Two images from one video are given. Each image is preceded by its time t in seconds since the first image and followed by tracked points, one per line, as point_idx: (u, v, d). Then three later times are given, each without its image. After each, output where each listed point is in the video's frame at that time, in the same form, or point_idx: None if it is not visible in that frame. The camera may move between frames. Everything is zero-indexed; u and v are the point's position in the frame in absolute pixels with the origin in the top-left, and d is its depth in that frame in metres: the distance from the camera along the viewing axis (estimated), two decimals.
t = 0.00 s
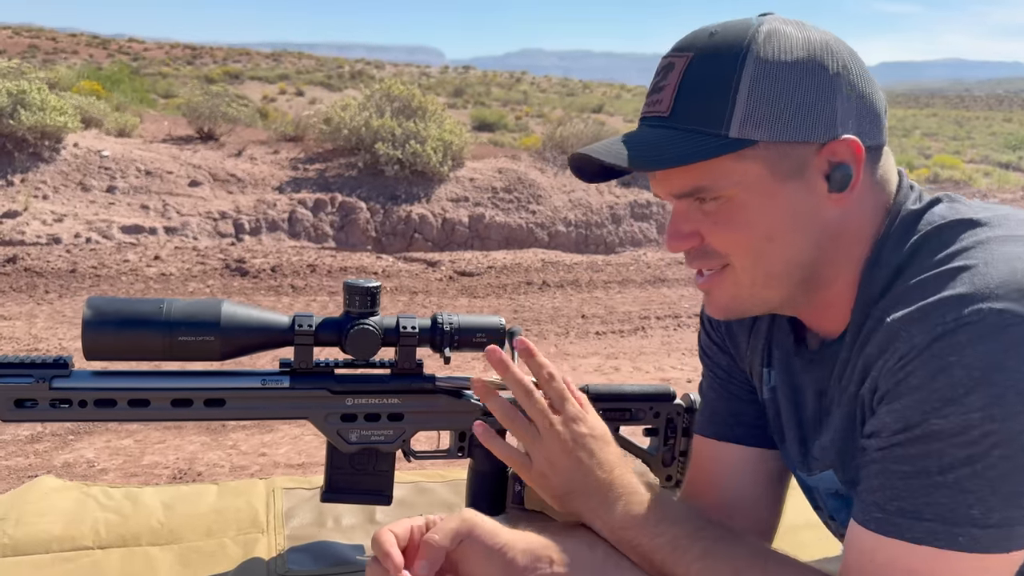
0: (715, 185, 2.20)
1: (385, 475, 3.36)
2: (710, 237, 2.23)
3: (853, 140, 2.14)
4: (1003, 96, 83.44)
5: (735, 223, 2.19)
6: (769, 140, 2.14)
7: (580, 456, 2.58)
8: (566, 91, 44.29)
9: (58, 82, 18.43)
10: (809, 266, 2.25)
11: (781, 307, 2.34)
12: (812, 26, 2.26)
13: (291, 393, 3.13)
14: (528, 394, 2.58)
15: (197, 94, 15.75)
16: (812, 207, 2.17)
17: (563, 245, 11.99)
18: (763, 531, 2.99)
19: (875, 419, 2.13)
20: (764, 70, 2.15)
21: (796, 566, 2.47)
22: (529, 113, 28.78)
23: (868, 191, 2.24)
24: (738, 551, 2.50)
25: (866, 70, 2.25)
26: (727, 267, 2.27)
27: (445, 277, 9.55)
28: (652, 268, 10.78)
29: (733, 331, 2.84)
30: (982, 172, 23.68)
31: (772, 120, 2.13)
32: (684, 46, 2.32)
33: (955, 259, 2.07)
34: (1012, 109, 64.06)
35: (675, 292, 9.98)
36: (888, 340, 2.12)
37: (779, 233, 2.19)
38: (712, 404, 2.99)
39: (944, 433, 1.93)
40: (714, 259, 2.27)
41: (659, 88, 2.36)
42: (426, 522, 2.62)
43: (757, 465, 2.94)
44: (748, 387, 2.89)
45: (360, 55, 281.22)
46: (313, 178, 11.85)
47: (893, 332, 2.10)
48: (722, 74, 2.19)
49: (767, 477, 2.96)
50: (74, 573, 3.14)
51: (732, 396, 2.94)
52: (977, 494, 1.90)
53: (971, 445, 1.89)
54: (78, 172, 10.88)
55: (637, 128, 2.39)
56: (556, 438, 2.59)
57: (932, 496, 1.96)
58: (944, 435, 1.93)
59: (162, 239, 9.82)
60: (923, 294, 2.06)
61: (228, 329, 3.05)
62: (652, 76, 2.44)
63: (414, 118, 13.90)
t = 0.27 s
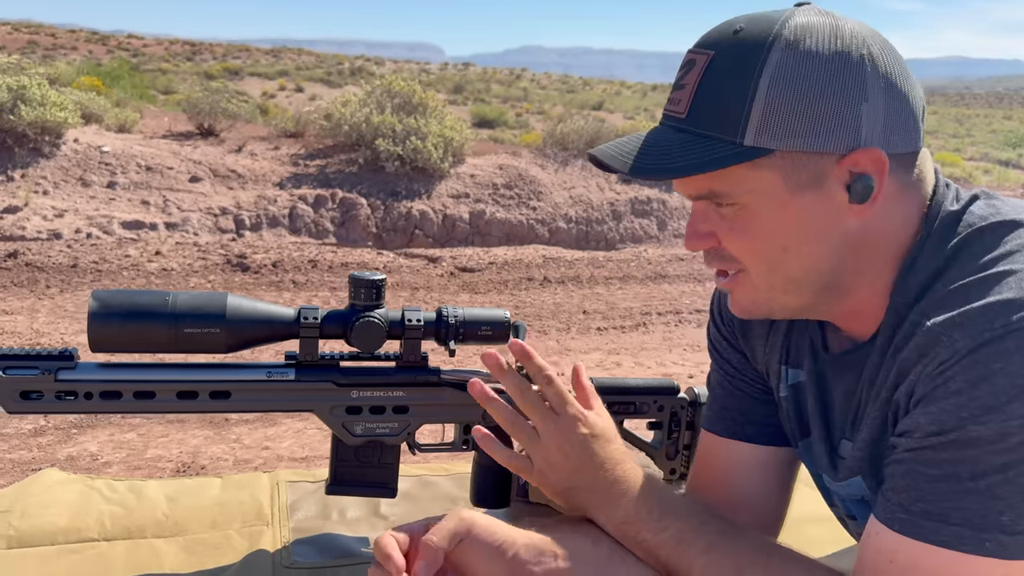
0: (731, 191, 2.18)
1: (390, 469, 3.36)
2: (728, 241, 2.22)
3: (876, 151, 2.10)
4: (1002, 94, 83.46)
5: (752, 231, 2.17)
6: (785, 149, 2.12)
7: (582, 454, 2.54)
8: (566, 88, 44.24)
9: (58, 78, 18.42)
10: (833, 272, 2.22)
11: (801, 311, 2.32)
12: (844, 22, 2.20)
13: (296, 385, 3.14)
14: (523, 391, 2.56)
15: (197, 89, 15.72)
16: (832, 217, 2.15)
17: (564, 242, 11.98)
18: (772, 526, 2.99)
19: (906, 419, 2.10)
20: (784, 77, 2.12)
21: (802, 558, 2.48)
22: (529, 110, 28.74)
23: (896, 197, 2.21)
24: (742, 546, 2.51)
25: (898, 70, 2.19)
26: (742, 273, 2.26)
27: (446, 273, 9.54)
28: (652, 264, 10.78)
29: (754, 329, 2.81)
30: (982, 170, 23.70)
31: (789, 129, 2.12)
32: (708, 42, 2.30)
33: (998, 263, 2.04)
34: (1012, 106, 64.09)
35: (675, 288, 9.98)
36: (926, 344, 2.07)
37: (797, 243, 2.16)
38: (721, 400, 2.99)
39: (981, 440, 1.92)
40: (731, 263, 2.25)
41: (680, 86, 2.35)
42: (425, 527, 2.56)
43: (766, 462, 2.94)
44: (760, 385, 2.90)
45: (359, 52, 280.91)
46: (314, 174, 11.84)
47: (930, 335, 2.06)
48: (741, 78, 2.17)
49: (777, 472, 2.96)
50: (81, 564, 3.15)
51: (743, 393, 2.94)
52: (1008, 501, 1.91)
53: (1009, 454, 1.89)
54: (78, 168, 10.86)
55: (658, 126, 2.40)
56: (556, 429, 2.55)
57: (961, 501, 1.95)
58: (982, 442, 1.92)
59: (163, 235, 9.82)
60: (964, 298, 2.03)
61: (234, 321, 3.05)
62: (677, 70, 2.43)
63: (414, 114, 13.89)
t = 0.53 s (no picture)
0: (780, 162, 2.06)
1: (386, 460, 3.36)
2: (770, 221, 2.09)
3: (916, 120, 2.07)
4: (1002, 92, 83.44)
5: (801, 206, 2.06)
6: (850, 113, 2.03)
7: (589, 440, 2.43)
8: (565, 85, 44.21)
9: (56, 74, 18.39)
10: (871, 250, 2.16)
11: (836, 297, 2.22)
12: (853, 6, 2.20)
13: (293, 376, 3.13)
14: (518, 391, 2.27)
15: (196, 85, 15.70)
16: (876, 187, 2.09)
17: (563, 238, 11.97)
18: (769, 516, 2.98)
19: (904, 407, 2.09)
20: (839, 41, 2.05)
21: (797, 547, 2.48)
22: (528, 107, 28.72)
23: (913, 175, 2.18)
24: (742, 529, 2.52)
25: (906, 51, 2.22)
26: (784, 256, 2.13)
27: (445, 268, 9.53)
28: (651, 260, 10.77)
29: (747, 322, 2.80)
30: (981, 167, 23.70)
31: (855, 92, 2.03)
32: (736, 15, 2.18)
33: (997, 253, 2.02)
34: (1011, 104, 64.12)
35: (674, 284, 9.98)
36: (924, 333, 2.05)
37: (847, 217, 2.08)
38: (716, 392, 3.00)
39: (977, 428, 1.91)
40: (770, 248, 2.12)
41: (713, 59, 2.20)
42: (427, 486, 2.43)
43: (762, 452, 2.93)
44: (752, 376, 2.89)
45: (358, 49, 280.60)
46: (312, 169, 11.83)
47: (929, 325, 2.04)
48: (795, 46, 2.07)
49: (773, 463, 2.95)
50: (76, 555, 3.14)
51: (736, 384, 2.94)
52: (1001, 489, 1.90)
53: (1004, 442, 1.88)
54: (76, 163, 10.85)
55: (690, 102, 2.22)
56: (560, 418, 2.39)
57: (954, 489, 1.96)
58: (978, 431, 1.91)
59: (161, 230, 9.81)
60: (962, 288, 2.01)
61: (230, 312, 3.04)
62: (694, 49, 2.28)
63: (413, 110, 13.87)
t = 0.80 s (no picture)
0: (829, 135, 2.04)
1: (380, 457, 3.34)
2: (825, 198, 2.03)
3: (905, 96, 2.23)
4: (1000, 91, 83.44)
5: (854, 176, 2.03)
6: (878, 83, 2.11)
7: (586, 431, 2.49)
8: (564, 82, 44.14)
9: (53, 69, 18.33)
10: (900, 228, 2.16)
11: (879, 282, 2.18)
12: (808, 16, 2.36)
13: (286, 373, 3.12)
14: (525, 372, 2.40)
15: (193, 81, 15.65)
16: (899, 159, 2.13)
17: (560, 235, 11.94)
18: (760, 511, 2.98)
19: (900, 402, 2.07)
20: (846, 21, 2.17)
21: (790, 543, 2.47)
22: (527, 104, 28.65)
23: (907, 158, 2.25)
24: (736, 525, 2.52)
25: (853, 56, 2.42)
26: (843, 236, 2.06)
27: (442, 266, 9.51)
28: (648, 257, 10.76)
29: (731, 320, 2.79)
30: (979, 166, 23.70)
31: (875, 63, 2.13)
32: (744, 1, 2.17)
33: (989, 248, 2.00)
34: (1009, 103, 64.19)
35: (672, 282, 9.96)
36: (919, 329, 2.04)
37: (889, 189, 2.08)
38: (704, 387, 2.98)
39: (973, 422, 1.89)
40: (829, 228, 2.05)
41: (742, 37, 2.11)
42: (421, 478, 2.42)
43: (753, 449, 2.92)
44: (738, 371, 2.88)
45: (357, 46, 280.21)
46: (309, 166, 11.79)
47: (925, 319, 2.02)
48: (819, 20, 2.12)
49: (765, 458, 2.94)
50: (68, 552, 3.13)
51: (723, 379, 2.92)
52: (998, 482, 1.89)
53: (1000, 434, 1.86)
54: (72, 159, 10.81)
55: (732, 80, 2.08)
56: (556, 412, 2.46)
57: (952, 483, 1.94)
58: (974, 424, 1.89)
59: (157, 227, 9.78)
60: (957, 283, 1.99)
61: (223, 308, 3.03)
62: (704, 38, 2.18)
63: (410, 107, 13.83)
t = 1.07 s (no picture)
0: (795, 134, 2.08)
1: (376, 452, 3.34)
2: (787, 196, 2.08)
3: (894, 95, 2.21)
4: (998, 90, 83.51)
5: (818, 176, 2.06)
6: (853, 85, 2.11)
7: (571, 435, 2.53)
8: (562, 80, 44.13)
9: (51, 67, 18.29)
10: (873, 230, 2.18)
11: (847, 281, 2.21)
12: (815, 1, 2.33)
13: (282, 368, 3.11)
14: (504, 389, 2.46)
15: (191, 78, 15.62)
16: (876, 162, 2.15)
17: (558, 233, 11.94)
18: (753, 507, 2.98)
19: (890, 395, 2.07)
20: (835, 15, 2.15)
21: (783, 538, 2.46)
22: (526, 102, 28.63)
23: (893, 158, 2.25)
24: (727, 524, 2.50)
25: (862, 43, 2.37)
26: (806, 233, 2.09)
27: (440, 263, 9.50)
28: (646, 255, 10.76)
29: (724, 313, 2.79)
30: (977, 164, 23.73)
31: (854, 63, 2.13)
32: None
33: (974, 241, 2.02)
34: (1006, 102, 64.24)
35: (669, 279, 9.96)
36: (907, 321, 2.05)
37: (858, 190, 2.10)
38: (700, 381, 2.98)
39: (959, 413, 1.90)
40: (791, 225, 2.09)
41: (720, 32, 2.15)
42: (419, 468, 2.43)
43: (748, 445, 2.92)
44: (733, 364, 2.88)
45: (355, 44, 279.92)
46: (307, 163, 11.78)
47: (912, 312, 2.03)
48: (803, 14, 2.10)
49: (759, 455, 2.94)
50: (63, 547, 3.12)
51: (718, 373, 2.92)
52: (986, 473, 1.89)
53: (986, 425, 1.87)
54: (70, 156, 10.79)
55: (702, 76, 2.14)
56: (539, 418, 2.51)
57: (941, 475, 1.94)
58: (961, 414, 1.90)
59: (154, 224, 9.76)
60: (944, 275, 2.01)
61: (218, 303, 3.02)
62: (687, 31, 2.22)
63: (408, 104, 13.82)
